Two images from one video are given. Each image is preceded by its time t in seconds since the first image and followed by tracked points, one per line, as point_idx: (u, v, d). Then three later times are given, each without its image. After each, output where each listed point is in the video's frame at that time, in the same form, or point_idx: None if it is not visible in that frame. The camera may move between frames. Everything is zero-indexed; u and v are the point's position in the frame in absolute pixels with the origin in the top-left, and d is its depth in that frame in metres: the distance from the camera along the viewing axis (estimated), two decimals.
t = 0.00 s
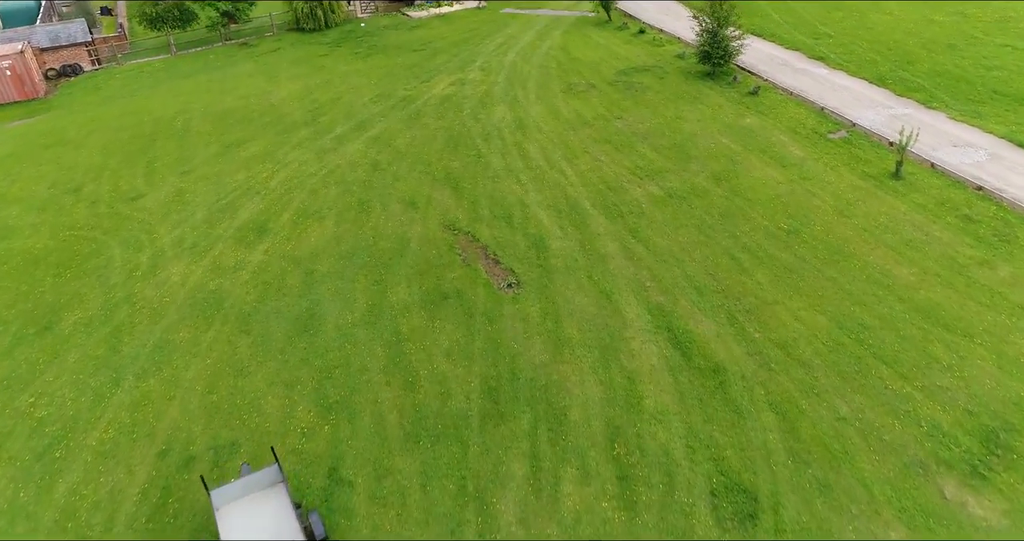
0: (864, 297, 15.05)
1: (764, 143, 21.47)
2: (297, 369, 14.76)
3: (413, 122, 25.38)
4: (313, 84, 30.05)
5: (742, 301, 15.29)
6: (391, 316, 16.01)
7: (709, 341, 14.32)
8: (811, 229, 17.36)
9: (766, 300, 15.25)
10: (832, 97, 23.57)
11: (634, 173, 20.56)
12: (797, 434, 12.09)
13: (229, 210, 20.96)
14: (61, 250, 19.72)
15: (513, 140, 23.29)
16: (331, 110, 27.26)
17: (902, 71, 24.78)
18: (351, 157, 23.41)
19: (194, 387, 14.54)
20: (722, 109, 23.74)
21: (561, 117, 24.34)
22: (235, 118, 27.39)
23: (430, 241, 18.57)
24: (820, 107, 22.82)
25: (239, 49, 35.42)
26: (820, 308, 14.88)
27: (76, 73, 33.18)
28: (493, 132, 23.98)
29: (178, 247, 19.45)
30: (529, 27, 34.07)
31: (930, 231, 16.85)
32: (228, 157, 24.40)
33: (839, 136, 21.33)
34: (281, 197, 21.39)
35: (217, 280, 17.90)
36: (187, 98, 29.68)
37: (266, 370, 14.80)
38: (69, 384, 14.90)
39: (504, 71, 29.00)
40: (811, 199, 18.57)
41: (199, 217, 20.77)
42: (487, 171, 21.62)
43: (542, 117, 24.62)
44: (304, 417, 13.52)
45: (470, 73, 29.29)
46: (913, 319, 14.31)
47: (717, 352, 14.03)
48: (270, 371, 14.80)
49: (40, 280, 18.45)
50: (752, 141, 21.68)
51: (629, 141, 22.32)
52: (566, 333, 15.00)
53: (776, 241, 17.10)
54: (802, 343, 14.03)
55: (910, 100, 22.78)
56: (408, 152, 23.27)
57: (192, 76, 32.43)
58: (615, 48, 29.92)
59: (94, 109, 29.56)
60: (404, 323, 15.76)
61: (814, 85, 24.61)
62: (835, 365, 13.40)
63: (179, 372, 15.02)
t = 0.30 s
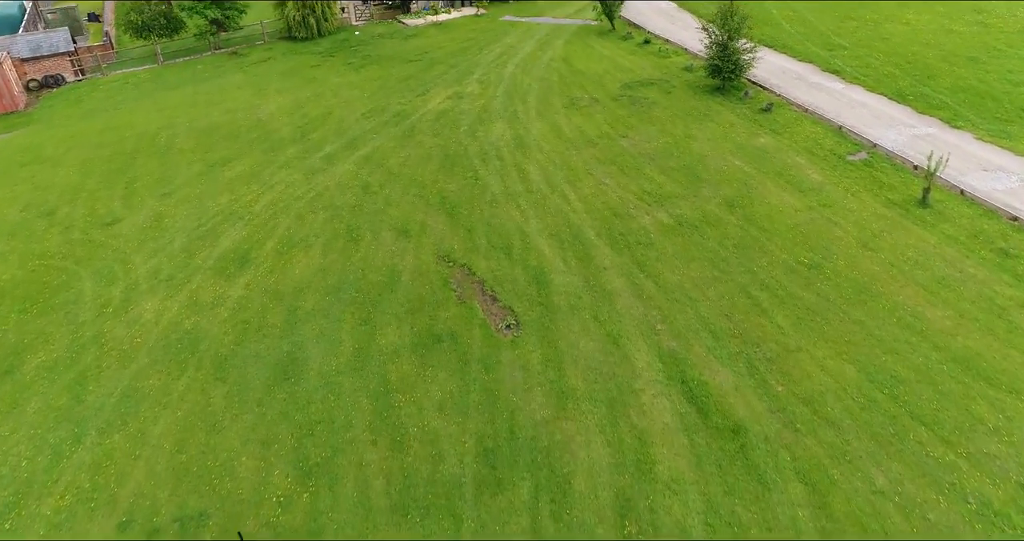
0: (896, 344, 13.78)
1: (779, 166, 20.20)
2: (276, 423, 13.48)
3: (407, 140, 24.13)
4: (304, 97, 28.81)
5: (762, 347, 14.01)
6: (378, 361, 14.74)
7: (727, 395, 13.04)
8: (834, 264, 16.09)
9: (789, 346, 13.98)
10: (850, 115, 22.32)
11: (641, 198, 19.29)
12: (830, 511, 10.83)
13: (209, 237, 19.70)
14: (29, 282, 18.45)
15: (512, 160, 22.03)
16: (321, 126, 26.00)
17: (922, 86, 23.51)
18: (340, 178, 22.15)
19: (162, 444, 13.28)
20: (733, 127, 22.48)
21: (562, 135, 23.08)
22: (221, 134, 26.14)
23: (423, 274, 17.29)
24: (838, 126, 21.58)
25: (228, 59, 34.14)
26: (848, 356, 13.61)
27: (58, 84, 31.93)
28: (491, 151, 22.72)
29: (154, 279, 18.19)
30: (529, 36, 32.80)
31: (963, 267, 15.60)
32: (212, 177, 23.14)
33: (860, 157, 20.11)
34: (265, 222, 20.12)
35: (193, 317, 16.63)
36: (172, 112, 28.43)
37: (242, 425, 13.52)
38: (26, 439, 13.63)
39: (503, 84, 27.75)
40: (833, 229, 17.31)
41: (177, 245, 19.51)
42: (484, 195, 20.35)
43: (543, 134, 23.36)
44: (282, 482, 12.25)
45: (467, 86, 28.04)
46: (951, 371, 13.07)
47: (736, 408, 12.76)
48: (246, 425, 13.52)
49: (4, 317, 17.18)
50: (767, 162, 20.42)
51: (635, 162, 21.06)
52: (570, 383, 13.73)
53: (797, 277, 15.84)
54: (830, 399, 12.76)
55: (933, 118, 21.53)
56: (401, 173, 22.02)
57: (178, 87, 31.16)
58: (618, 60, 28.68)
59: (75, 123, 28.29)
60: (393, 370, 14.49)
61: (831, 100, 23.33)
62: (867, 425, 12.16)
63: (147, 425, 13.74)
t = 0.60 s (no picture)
0: (940, 411, 12.33)
1: (799, 195, 18.70)
2: (244, 502, 11.99)
3: (399, 163, 22.66)
4: (291, 114, 27.32)
5: (790, 414, 12.54)
6: (361, 425, 13.24)
7: (753, 474, 11.56)
8: (866, 312, 14.61)
9: (820, 413, 12.51)
10: (873, 138, 20.85)
11: (650, 233, 17.81)
12: None
13: (183, 274, 18.22)
14: None
15: (510, 186, 20.55)
16: (308, 146, 24.50)
17: (949, 106, 22.03)
18: (327, 206, 20.67)
19: (116, 528, 11.80)
20: (747, 151, 20.99)
21: (565, 159, 21.60)
22: (202, 154, 24.64)
23: (413, 320, 15.80)
24: (861, 151, 20.13)
25: (214, 71, 32.66)
26: (887, 426, 12.15)
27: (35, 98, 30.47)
28: (488, 176, 21.24)
29: (120, 323, 16.70)
30: (529, 48, 31.33)
31: (1008, 317, 14.17)
32: (190, 204, 21.65)
33: (886, 187, 18.67)
34: (244, 257, 18.64)
35: (159, 369, 15.14)
36: (153, 130, 26.96)
37: (206, 504, 12.03)
38: None
39: (502, 101, 26.28)
40: (861, 271, 15.83)
41: (148, 283, 18.03)
42: (481, 228, 18.86)
43: (543, 157, 21.89)
44: None
45: (463, 102, 26.56)
46: (1004, 446, 11.64)
47: (763, 491, 11.28)
48: (212, 505, 12.03)
49: None
50: (785, 192, 18.93)
51: (643, 190, 19.58)
52: (574, 455, 12.25)
53: (825, 328, 14.36)
54: (870, 480, 11.29)
55: (963, 143, 20.07)
56: (391, 201, 20.53)
57: (160, 102, 29.67)
58: (623, 74, 27.22)
59: (50, 141, 26.80)
60: (377, 436, 13.00)
61: (851, 122, 21.85)
62: (914, 514, 10.71)
63: (101, 503, 12.25)
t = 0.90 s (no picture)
0: (991, 485, 11.01)
1: (820, 226, 17.37)
2: None
3: (391, 186, 21.37)
4: (279, 131, 26.02)
5: (821, 487, 11.22)
6: (341, 495, 11.91)
7: None
8: (900, 363, 13.30)
9: (855, 486, 11.19)
10: (897, 161, 19.53)
11: (660, 267, 16.50)
12: None
13: (156, 312, 16.90)
14: None
15: (509, 214, 19.25)
16: (296, 167, 23.21)
17: (976, 125, 20.73)
18: (313, 234, 19.36)
19: None
20: (762, 175, 19.68)
21: (567, 183, 20.32)
22: (184, 176, 23.35)
23: (402, 368, 14.48)
24: (884, 176, 18.81)
25: (201, 83, 31.37)
26: (931, 503, 10.84)
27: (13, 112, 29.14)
28: (486, 201, 19.94)
29: (86, 369, 15.38)
30: (529, 59, 30.05)
31: None
32: (169, 231, 20.33)
33: (914, 217, 17.35)
34: (222, 293, 17.34)
35: (124, 425, 13.82)
36: (133, 148, 25.63)
37: None
38: None
39: (500, 118, 25.00)
40: (892, 314, 14.51)
41: (119, 321, 16.72)
42: (477, 260, 17.56)
43: (544, 181, 20.60)
44: None
45: (460, 119, 25.29)
46: None
47: None
48: None
49: None
50: (804, 221, 17.61)
51: (651, 219, 18.28)
52: (580, 535, 10.93)
53: (856, 382, 13.03)
54: None
55: (994, 167, 18.76)
56: (382, 229, 19.22)
57: (143, 118, 28.37)
58: (628, 89, 25.95)
59: (25, 159, 25.47)
60: (360, 509, 11.67)
61: (873, 143, 20.54)
62: None
63: None
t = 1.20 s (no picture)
0: None
1: (846, 266, 15.91)
2: None
3: (380, 214, 19.92)
4: (265, 151, 24.58)
5: None
6: None
7: None
8: (946, 435, 11.83)
9: None
10: (928, 191, 18.08)
11: (673, 314, 15.04)
12: None
13: (120, 361, 15.43)
14: None
15: (507, 249, 17.80)
16: (280, 192, 21.76)
17: (1010, 151, 19.29)
18: (295, 270, 17.91)
19: None
20: (780, 206, 18.22)
21: (569, 214, 18.88)
22: (160, 201, 21.89)
23: (388, 433, 13.00)
24: (915, 208, 17.35)
25: (186, 98, 29.93)
26: None
27: None
28: (482, 234, 18.50)
29: (39, 429, 13.90)
30: (529, 73, 28.61)
31: None
32: (141, 264, 18.88)
33: (949, 256, 15.91)
34: (193, 339, 15.88)
35: (76, 499, 12.35)
36: (110, 170, 24.17)
37: None
38: None
39: (498, 138, 23.56)
40: (933, 374, 13.04)
41: (80, 372, 15.26)
42: (472, 303, 16.10)
43: (545, 211, 19.17)
44: None
45: (455, 139, 23.86)
46: None
47: None
48: None
49: None
50: (829, 260, 16.16)
51: (661, 256, 16.83)
52: None
53: (898, 457, 11.56)
54: None
55: None
56: (370, 265, 17.78)
57: (122, 135, 26.92)
58: (633, 107, 24.51)
59: None
60: None
61: (899, 170, 19.08)
62: None
63: None
